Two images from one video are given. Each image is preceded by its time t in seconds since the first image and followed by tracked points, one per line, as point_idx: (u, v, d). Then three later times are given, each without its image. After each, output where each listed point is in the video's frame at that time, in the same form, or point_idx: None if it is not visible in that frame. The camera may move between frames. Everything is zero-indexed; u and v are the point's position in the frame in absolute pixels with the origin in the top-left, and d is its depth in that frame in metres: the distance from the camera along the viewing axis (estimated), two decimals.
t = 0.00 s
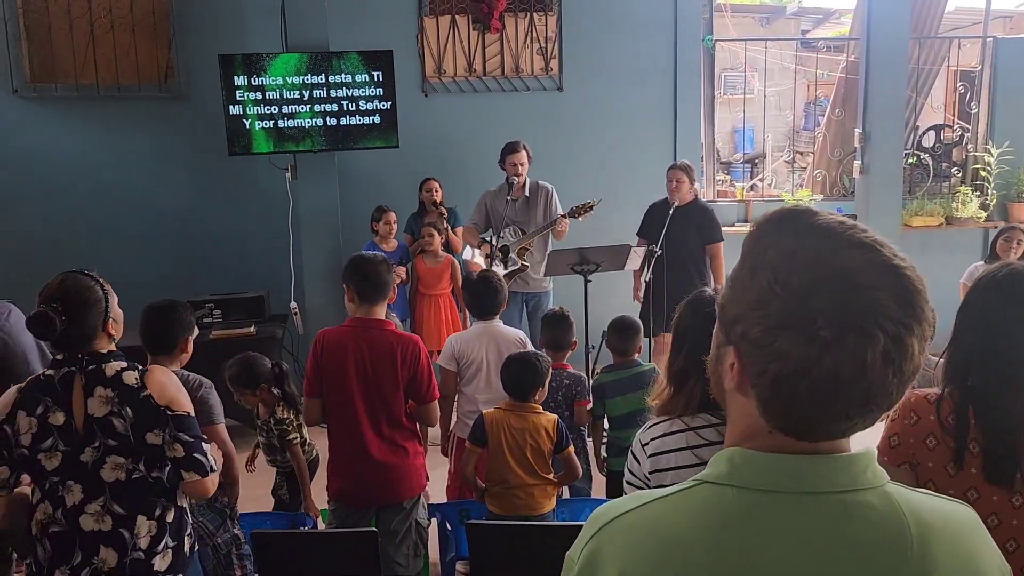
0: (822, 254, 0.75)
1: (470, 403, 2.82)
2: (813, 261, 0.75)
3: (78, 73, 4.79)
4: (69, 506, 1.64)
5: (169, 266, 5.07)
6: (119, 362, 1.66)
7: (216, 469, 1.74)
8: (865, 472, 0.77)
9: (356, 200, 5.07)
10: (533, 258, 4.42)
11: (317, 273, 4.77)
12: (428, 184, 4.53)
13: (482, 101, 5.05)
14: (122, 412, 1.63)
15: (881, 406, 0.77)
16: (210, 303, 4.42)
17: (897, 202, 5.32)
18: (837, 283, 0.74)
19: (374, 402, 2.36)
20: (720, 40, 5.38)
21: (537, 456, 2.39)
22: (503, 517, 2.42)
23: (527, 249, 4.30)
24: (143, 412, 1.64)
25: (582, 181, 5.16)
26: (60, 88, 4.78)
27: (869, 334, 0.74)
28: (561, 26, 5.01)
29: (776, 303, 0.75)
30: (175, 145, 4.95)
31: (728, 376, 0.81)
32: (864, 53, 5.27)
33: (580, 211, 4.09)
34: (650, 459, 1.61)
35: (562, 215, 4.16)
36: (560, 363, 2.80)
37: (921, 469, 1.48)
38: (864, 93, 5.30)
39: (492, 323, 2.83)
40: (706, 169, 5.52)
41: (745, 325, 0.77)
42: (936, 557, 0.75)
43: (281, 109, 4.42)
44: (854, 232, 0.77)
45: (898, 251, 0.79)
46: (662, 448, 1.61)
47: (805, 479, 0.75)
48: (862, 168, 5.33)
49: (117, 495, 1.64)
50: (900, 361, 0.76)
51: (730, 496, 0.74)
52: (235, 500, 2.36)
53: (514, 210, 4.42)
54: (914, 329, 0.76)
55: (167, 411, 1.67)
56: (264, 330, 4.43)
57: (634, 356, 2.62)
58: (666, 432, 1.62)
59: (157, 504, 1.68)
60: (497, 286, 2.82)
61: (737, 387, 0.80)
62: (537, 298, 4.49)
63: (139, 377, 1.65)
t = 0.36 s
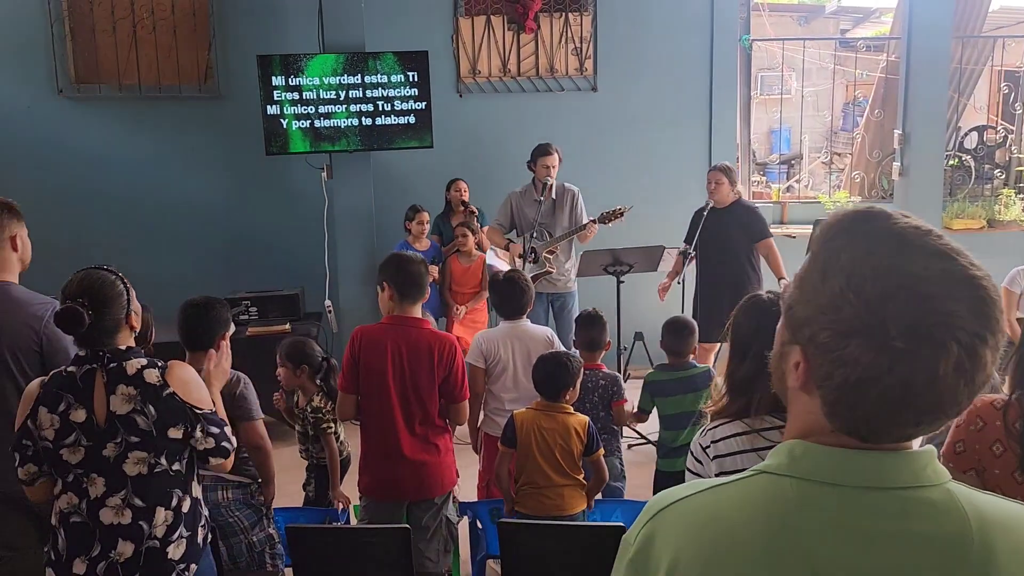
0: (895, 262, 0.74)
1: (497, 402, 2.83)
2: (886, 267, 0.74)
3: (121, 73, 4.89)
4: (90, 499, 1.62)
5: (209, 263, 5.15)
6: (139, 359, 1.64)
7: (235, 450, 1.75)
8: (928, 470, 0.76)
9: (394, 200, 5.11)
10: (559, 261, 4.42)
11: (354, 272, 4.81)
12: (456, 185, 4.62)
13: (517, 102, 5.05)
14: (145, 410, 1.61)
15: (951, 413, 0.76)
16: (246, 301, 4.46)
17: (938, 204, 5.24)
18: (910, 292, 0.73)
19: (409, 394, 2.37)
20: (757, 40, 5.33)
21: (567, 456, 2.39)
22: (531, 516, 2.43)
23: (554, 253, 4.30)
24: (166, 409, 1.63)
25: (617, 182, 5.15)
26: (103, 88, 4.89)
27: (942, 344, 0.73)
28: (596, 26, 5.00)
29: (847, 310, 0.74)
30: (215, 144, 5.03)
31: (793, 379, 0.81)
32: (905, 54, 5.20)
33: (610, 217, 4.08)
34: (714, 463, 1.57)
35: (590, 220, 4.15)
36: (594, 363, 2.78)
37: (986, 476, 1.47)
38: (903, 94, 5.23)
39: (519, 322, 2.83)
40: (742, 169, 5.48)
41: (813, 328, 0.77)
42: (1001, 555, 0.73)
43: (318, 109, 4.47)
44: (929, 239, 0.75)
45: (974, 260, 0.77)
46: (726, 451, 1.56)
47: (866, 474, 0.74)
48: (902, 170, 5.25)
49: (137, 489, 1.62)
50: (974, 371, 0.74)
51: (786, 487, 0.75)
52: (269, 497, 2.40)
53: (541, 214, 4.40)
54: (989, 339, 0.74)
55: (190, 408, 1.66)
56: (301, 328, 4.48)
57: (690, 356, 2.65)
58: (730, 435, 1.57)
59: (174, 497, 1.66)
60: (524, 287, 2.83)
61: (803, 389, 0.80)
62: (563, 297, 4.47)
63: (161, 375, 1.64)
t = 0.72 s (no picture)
0: (995, 263, 0.74)
1: (530, 400, 2.85)
2: (987, 268, 0.74)
3: (164, 71, 4.98)
4: (106, 488, 1.60)
5: (252, 258, 5.23)
6: (157, 357, 1.59)
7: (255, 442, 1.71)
8: (1021, 480, 0.76)
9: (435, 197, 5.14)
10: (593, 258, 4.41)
11: (394, 268, 4.85)
12: (491, 182, 4.63)
13: (554, 99, 5.05)
14: (158, 408, 1.56)
15: None
16: (284, 296, 4.51)
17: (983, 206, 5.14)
18: (1012, 292, 0.72)
19: (444, 395, 2.39)
20: (797, 37, 5.27)
21: (601, 455, 2.39)
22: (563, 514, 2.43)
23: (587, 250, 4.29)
24: (179, 409, 1.57)
25: (654, 180, 5.13)
26: (147, 85, 4.98)
27: None
28: (635, 24, 4.98)
29: (946, 309, 0.74)
30: (257, 141, 5.10)
31: (882, 380, 0.80)
32: (949, 52, 5.10)
33: (646, 215, 4.07)
34: (746, 462, 1.55)
35: (624, 221, 4.14)
36: (631, 362, 2.78)
37: None
38: (948, 94, 5.16)
39: (550, 321, 2.83)
40: (780, 169, 5.42)
41: (908, 327, 0.76)
42: None
43: (356, 107, 4.51)
44: None
45: None
46: (759, 450, 1.54)
47: (956, 481, 0.75)
48: (945, 170, 5.16)
49: (150, 483, 1.59)
50: None
51: (872, 491, 0.76)
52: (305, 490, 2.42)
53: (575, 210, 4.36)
54: None
55: (203, 408, 1.60)
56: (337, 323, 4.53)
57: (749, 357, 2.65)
58: (765, 433, 1.55)
59: (188, 492, 1.62)
60: (557, 284, 2.82)
61: (892, 390, 0.79)
62: (598, 297, 4.47)
63: (176, 375, 1.59)
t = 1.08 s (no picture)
0: None
1: (565, 397, 2.83)
2: None
3: (207, 67, 5.05)
4: (139, 476, 1.60)
5: (290, 253, 5.29)
6: (191, 347, 1.60)
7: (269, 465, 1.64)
8: None
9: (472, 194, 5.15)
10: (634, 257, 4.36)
11: (431, 264, 4.87)
12: (529, 180, 4.63)
13: (592, 96, 5.03)
14: (186, 397, 1.56)
15: None
16: (321, 290, 4.56)
17: None
18: None
19: (477, 393, 2.40)
20: (839, 34, 5.19)
21: (640, 453, 2.39)
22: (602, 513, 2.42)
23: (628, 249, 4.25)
24: (205, 400, 1.56)
25: (691, 177, 5.09)
26: (189, 82, 5.06)
27: None
28: (673, 20, 4.94)
29: (1013, 305, 0.73)
30: (296, 137, 5.15)
31: (944, 379, 0.79)
32: (998, 48, 4.98)
33: (689, 215, 4.03)
34: (754, 458, 1.45)
35: (667, 220, 4.09)
36: (670, 361, 2.76)
37: None
38: (996, 91, 5.01)
39: (585, 322, 2.81)
40: (821, 167, 5.34)
41: (972, 324, 0.75)
42: None
43: (393, 103, 4.53)
44: None
45: None
46: (769, 446, 1.45)
47: (1017, 487, 0.72)
48: (992, 169, 5.04)
49: (180, 471, 1.58)
50: None
51: (927, 496, 0.74)
52: (342, 484, 2.46)
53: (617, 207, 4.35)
54: None
55: (225, 402, 1.56)
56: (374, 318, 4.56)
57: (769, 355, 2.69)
58: (776, 429, 1.46)
59: (218, 482, 1.60)
60: (593, 281, 2.80)
61: (953, 389, 0.78)
62: (638, 296, 4.44)
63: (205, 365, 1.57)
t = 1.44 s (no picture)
0: None
1: (605, 393, 2.82)
2: None
3: (253, 63, 5.13)
4: (189, 468, 1.63)
5: (332, 247, 5.34)
6: (234, 343, 1.62)
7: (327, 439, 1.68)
8: None
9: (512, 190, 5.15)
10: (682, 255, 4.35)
11: (471, 259, 4.89)
12: (579, 175, 4.57)
13: (636, 92, 5.00)
14: (234, 392, 1.58)
15: None
16: (363, 284, 4.59)
17: None
18: None
19: (515, 391, 2.40)
20: (890, 28, 5.09)
21: (682, 451, 2.37)
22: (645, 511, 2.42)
23: (676, 247, 4.25)
24: (254, 393, 1.58)
25: (735, 174, 5.03)
26: (237, 78, 5.13)
27: None
28: (719, 15, 4.89)
29: None
30: (339, 132, 5.20)
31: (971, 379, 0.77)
32: None
33: (735, 215, 3.99)
34: (774, 455, 1.42)
35: (711, 221, 4.06)
36: (713, 360, 2.73)
37: None
38: None
39: (628, 317, 2.80)
40: (869, 164, 5.24)
41: (1003, 327, 0.73)
42: None
43: (436, 98, 4.55)
44: None
45: None
46: (789, 443, 1.42)
47: None
48: None
49: (229, 464, 1.60)
50: None
51: (952, 494, 0.72)
52: (384, 477, 2.48)
53: (664, 204, 4.34)
54: None
55: (280, 395, 1.59)
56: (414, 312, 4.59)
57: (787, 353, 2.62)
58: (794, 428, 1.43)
59: (266, 473, 1.63)
60: (637, 277, 2.78)
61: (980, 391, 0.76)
62: (687, 295, 4.41)
63: (251, 359, 1.60)
